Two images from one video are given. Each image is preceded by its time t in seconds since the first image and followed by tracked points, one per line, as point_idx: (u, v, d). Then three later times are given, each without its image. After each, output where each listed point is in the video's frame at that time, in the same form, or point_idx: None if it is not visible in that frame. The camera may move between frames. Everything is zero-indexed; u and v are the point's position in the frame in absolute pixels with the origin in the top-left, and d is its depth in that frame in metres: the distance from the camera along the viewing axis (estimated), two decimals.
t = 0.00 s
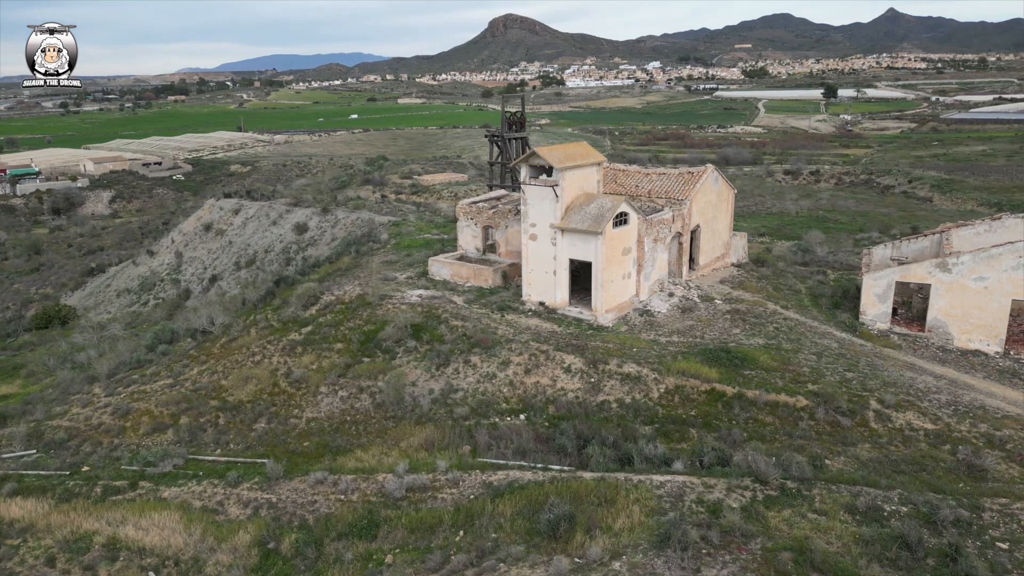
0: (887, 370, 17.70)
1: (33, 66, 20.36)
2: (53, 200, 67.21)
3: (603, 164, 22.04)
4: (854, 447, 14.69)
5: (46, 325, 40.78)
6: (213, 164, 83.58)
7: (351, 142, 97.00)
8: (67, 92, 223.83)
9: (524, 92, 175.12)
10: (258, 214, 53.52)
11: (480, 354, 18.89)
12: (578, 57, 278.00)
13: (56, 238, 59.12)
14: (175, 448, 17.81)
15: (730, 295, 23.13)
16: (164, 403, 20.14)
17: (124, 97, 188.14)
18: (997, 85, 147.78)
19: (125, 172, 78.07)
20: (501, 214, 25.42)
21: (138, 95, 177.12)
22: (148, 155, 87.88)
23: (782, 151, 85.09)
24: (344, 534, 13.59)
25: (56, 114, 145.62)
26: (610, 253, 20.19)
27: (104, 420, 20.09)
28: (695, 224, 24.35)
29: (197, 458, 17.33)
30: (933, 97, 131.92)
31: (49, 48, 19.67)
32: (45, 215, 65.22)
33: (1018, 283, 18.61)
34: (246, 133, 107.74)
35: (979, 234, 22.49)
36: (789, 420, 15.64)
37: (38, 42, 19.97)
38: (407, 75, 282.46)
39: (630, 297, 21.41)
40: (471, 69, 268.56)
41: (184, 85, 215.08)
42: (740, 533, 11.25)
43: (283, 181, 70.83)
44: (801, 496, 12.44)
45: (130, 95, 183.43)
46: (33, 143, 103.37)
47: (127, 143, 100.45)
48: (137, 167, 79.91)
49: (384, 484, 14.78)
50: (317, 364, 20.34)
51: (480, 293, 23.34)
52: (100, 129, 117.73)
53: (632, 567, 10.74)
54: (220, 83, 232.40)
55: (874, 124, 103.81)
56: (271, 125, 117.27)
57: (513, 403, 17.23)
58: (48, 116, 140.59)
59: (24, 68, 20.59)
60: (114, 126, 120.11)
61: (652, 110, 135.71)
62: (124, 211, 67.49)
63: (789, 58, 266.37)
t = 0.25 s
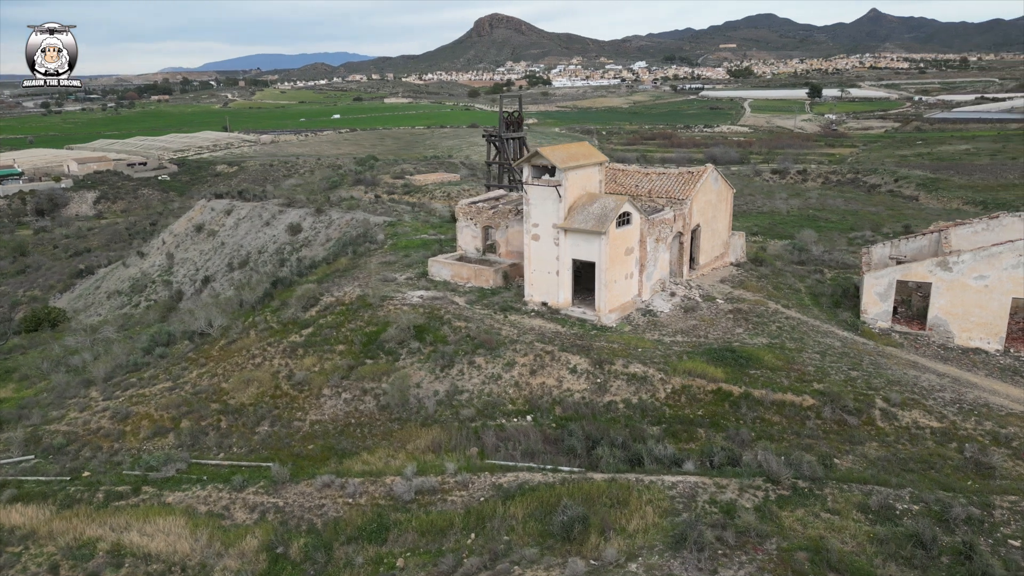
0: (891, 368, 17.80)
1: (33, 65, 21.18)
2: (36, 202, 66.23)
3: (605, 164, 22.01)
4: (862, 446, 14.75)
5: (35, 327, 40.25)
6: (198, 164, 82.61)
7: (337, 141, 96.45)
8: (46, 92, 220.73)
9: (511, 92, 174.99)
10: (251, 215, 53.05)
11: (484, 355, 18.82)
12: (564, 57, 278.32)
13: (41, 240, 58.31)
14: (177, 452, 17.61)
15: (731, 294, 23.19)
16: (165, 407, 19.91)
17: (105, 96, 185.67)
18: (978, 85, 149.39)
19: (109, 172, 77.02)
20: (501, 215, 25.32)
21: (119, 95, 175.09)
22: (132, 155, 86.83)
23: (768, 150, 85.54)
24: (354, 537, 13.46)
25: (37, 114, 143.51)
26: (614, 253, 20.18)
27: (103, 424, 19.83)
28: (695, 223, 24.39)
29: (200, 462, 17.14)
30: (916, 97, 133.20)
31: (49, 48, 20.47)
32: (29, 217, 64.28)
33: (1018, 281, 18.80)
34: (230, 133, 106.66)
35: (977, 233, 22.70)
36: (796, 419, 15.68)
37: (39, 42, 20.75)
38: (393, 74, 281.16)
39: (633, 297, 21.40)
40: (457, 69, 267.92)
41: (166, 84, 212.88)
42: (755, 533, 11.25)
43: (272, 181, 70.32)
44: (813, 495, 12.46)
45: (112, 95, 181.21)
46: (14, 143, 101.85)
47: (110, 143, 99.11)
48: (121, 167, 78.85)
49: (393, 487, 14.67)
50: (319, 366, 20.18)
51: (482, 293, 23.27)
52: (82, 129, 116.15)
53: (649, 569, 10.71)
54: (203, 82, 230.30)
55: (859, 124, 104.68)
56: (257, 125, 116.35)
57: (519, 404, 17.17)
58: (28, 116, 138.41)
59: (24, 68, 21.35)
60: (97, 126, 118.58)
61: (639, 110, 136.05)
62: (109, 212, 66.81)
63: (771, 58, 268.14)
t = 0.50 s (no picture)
0: (894, 366, 17.91)
1: (34, 65, 21.82)
2: (19, 202, 65.22)
3: (606, 163, 21.99)
4: (869, 443, 14.81)
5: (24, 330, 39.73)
6: (184, 163, 81.69)
7: (323, 140, 96.07)
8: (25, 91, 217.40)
9: (497, 91, 174.85)
10: (244, 215, 52.50)
11: (489, 355, 18.77)
12: (549, 56, 278.50)
13: (26, 242, 57.47)
14: (180, 455, 17.41)
15: (732, 293, 23.26)
16: (165, 409, 19.69)
17: (86, 95, 183.14)
18: (959, 84, 150.89)
19: (92, 172, 75.93)
20: (501, 214, 25.22)
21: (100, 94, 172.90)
22: (116, 155, 85.69)
23: (755, 149, 85.90)
24: (364, 539, 13.34)
25: (17, 113, 141.32)
26: (617, 252, 20.18)
27: (102, 428, 19.57)
28: (695, 222, 24.44)
29: (203, 465, 16.96)
30: (899, 96, 134.42)
31: (49, 49, 21.11)
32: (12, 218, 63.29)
33: (1018, 279, 18.98)
34: (215, 133, 105.62)
35: (975, 230, 22.91)
36: (802, 417, 15.73)
37: (39, 42, 21.39)
38: (379, 73, 279.70)
39: (636, 296, 21.40)
40: (443, 68, 267.12)
41: (147, 83, 210.62)
42: (769, 532, 11.26)
43: (260, 181, 69.78)
44: (825, 493, 12.49)
45: (94, 94, 178.88)
46: None
47: (92, 142, 97.64)
48: (105, 167, 77.74)
49: (401, 489, 14.56)
50: (321, 367, 20.03)
51: (484, 293, 23.17)
52: (63, 128, 114.46)
53: (665, 569, 10.68)
54: (184, 81, 228.06)
55: (843, 123, 105.53)
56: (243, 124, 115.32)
57: (525, 404, 17.12)
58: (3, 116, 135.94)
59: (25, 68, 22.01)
60: (79, 126, 116.94)
61: (626, 109, 136.30)
62: (94, 212, 66.08)
63: (756, 57, 269.73)
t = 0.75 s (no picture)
0: (898, 363, 18.02)
1: (34, 65, 22.30)
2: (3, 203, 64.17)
3: (608, 162, 21.95)
4: (878, 441, 14.87)
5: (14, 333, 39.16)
6: (170, 163, 80.77)
7: (309, 140, 95.58)
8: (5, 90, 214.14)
9: (484, 90, 174.52)
10: (236, 215, 51.99)
11: (494, 356, 18.70)
12: (536, 55, 278.26)
13: (12, 243, 56.63)
14: (183, 459, 17.21)
15: (733, 291, 23.30)
16: (166, 412, 19.47)
17: (68, 94, 180.83)
18: (942, 83, 152.34)
19: (77, 172, 74.89)
20: (502, 214, 25.14)
21: (81, 93, 170.45)
22: (101, 155, 84.59)
23: (743, 148, 86.21)
24: (375, 542, 13.21)
25: None
26: (621, 252, 20.17)
27: (102, 432, 19.31)
28: (696, 221, 24.47)
29: (208, 468, 16.78)
30: (883, 95, 135.65)
31: (49, 48, 21.67)
32: None
33: (1018, 276, 19.11)
34: (201, 132, 104.60)
35: (973, 228, 23.09)
36: (810, 416, 15.77)
37: (40, 42, 21.92)
38: (365, 72, 278.23)
39: (639, 296, 21.40)
40: (430, 67, 266.05)
41: (129, 82, 208.06)
42: (785, 531, 11.27)
43: (250, 181, 69.21)
44: (837, 491, 12.53)
45: (75, 94, 176.38)
46: None
47: (75, 142, 96.32)
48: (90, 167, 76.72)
49: (411, 491, 14.47)
50: (324, 368, 19.91)
51: (487, 293, 23.09)
52: (46, 128, 112.83)
53: (683, 569, 10.67)
54: (168, 80, 225.55)
55: (829, 122, 106.28)
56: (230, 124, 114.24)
57: (532, 404, 17.07)
58: None
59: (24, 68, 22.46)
60: (62, 125, 115.28)
61: (614, 108, 136.45)
62: (79, 213, 65.30)
63: (743, 57, 271.02)
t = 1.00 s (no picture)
0: (902, 362, 18.12)
1: (34, 66, 22.37)
2: None
3: (611, 162, 21.95)
4: (885, 440, 14.94)
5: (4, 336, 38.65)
6: (157, 163, 79.92)
7: (295, 140, 95.06)
8: None
9: (472, 90, 174.21)
10: (230, 216, 51.57)
11: (500, 357, 18.66)
12: (523, 55, 278.18)
13: None
14: (188, 463, 17.04)
15: (735, 291, 23.36)
16: (168, 416, 19.28)
17: (48, 93, 178.41)
18: (926, 82, 153.90)
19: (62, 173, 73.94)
20: (503, 214, 25.09)
21: (63, 93, 168.26)
22: (86, 155, 83.56)
23: (731, 147, 86.47)
24: (386, 546, 13.07)
25: None
26: (626, 252, 20.17)
27: (103, 436, 19.09)
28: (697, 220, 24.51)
29: (213, 472, 16.62)
30: (868, 94, 136.90)
31: (50, 49, 21.81)
32: None
33: (1019, 275, 19.24)
34: (187, 132, 103.62)
35: (972, 227, 23.26)
36: (818, 415, 15.83)
37: (40, 42, 22.03)
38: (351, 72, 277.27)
39: (643, 296, 21.42)
40: (417, 66, 265.17)
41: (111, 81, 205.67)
42: (801, 531, 11.29)
43: (240, 181, 68.68)
44: (849, 490, 12.56)
45: (56, 93, 174.06)
46: None
47: (59, 142, 95.10)
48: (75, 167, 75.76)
49: (422, 494, 14.38)
50: (327, 370, 19.78)
51: (489, 294, 23.04)
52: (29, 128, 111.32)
53: (701, 571, 10.65)
54: (151, 79, 223.26)
55: (816, 121, 106.96)
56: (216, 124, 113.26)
57: (539, 405, 17.03)
58: None
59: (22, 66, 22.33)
60: (45, 125, 113.79)
61: (602, 108, 136.62)
62: (64, 214, 64.56)
63: (729, 57, 272.26)
